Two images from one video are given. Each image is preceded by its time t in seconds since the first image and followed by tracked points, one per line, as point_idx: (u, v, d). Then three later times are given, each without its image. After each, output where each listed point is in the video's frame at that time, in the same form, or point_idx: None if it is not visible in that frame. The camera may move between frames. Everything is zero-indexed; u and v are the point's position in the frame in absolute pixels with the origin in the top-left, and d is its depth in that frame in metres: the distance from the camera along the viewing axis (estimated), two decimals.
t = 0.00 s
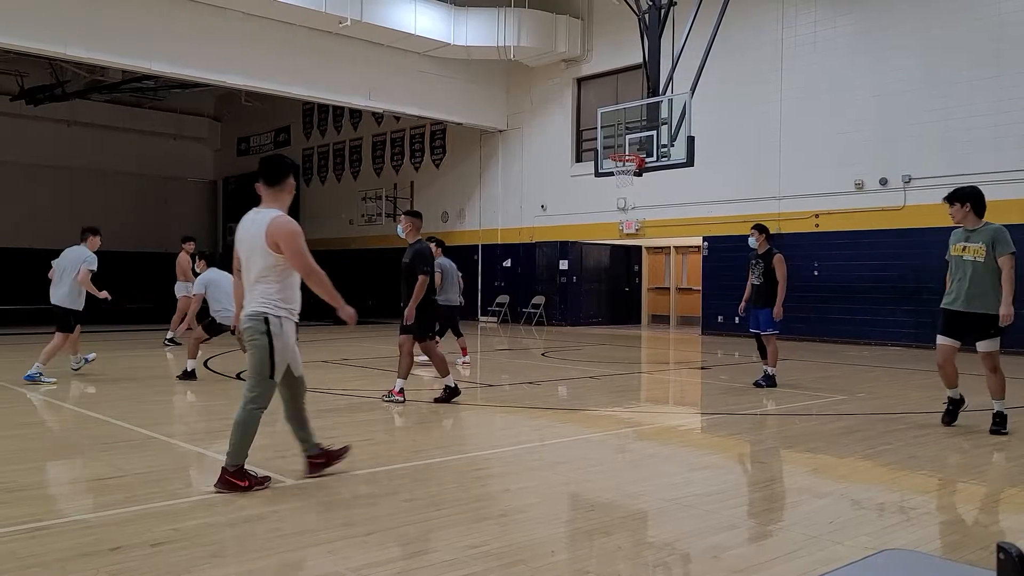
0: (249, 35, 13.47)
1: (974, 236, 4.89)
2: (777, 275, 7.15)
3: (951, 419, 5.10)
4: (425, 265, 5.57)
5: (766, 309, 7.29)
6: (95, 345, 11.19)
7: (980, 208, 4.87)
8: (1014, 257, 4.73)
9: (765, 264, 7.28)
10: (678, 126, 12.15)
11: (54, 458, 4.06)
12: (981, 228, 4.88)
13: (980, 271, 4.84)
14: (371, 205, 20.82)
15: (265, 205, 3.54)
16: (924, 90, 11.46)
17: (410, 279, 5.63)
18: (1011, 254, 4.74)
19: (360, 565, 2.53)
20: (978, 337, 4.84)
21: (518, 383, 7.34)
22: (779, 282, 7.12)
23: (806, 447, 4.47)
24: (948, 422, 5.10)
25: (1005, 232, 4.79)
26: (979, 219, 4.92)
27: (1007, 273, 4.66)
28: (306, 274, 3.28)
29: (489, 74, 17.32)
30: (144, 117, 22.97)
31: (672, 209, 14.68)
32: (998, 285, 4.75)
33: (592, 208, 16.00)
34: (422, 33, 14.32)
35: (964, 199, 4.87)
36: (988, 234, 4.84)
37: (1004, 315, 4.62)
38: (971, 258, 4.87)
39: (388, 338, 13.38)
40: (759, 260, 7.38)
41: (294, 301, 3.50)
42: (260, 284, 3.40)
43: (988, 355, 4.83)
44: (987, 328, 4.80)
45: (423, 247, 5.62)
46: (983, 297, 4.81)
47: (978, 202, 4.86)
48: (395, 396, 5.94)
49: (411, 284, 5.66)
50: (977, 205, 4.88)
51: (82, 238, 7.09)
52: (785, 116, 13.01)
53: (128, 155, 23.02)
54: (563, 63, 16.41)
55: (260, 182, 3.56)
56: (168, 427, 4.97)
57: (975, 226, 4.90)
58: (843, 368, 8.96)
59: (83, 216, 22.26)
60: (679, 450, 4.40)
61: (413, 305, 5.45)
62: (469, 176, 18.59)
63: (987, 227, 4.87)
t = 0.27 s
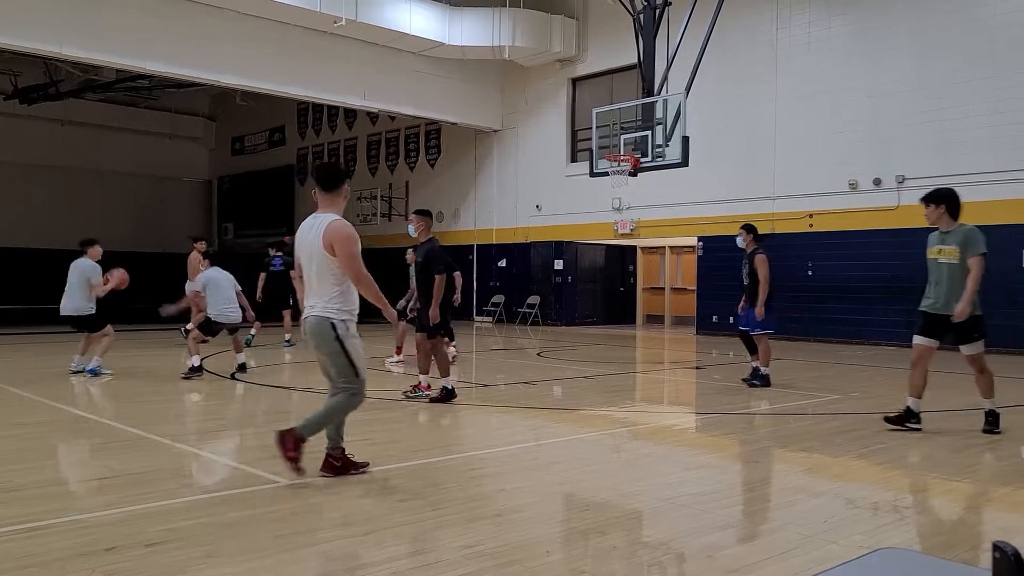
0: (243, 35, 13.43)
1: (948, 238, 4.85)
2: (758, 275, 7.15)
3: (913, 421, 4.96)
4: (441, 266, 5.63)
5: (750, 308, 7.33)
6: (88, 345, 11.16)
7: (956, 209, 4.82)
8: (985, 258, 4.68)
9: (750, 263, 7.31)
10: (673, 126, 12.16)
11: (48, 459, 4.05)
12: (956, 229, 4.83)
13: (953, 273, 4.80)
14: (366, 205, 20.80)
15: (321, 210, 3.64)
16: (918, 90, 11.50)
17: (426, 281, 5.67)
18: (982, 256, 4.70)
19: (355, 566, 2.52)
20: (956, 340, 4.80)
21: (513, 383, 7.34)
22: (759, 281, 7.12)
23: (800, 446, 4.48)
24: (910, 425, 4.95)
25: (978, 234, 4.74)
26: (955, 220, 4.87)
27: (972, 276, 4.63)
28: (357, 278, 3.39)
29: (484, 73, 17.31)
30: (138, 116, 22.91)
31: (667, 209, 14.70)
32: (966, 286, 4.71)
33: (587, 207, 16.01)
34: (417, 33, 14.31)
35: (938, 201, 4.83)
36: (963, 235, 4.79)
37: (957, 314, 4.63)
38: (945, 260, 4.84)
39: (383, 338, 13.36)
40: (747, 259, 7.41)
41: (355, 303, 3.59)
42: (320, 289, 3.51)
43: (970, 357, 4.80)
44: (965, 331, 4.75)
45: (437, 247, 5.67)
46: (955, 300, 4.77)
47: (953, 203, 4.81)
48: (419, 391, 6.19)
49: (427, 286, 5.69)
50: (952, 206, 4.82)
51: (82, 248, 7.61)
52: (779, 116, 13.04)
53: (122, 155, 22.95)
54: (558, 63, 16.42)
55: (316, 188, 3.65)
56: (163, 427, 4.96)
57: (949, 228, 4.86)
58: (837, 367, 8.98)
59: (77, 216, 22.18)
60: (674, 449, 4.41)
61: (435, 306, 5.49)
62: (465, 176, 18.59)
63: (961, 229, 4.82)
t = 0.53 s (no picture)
0: (231, 37, 13.37)
1: (899, 238, 4.80)
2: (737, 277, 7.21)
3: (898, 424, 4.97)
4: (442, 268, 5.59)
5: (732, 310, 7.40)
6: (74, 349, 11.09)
7: (907, 210, 4.78)
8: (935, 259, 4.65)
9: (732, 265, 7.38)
10: (662, 128, 12.18)
11: (34, 463, 4.02)
12: (907, 229, 4.80)
13: (903, 274, 4.76)
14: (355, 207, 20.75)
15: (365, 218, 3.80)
16: (904, 92, 11.58)
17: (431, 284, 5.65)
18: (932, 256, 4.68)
19: (343, 570, 2.51)
20: (907, 341, 4.75)
21: (503, 385, 7.33)
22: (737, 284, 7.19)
23: (789, 447, 4.49)
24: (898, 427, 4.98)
25: (929, 233, 4.71)
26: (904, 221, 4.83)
27: (927, 277, 4.61)
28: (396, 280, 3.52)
29: (473, 75, 17.31)
30: (125, 119, 22.80)
31: (656, 211, 14.73)
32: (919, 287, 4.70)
33: (577, 209, 16.04)
34: (407, 35, 14.29)
35: (890, 201, 4.78)
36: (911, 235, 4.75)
37: (911, 319, 4.62)
38: (895, 260, 4.79)
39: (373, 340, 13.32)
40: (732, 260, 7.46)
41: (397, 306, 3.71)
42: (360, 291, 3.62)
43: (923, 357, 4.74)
44: (916, 332, 4.71)
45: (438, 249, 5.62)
46: (908, 301, 4.74)
47: (904, 203, 4.77)
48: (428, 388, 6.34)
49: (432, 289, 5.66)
50: (903, 206, 4.79)
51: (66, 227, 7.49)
52: (767, 118, 13.09)
53: (109, 157, 22.83)
54: (547, 65, 16.43)
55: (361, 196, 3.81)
56: (151, 432, 4.93)
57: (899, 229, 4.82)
58: (826, 368, 9.01)
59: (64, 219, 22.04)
60: (663, 450, 4.41)
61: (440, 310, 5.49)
62: (454, 178, 18.59)
63: (911, 229, 4.79)
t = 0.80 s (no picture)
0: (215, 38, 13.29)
1: (855, 236, 4.84)
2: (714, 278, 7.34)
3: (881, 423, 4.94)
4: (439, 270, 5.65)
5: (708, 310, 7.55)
6: (56, 352, 10.99)
7: (865, 209, 4.83)
8: (889, 255, 4.67)
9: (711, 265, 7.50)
10: (648, 129, 12.20)
11: (16, 467, 3.98)
12: (863, 228, 4.83)
13: (861, 272, 4.80)
14: (341, 209, 20.68)
15: (390, 219, 3.90)
16: (887, 95, 11.68)
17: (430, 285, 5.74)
18: (887, 254, 4.68)
19: (329, 572, 2.50)
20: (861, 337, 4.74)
21: (490, 386, 7.33)
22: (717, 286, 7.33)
23: (773, 447, 4.51)
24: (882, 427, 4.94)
25: (883, 230, 4.73)
26: (864, 220, 4.88)
27: (881, 274, 4.62)
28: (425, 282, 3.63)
29: (459, 77, 17.30)
30: (108, 120, 22.62)
31: (642, 212, 14.76)
32: (877, 285, 4.71)
33: (562, 210, 16.06)
34: (392, 37, 14.26)
35: (848, 199, 4.84)
36: (866, 232, 4.78)
37: (872, 315, 4.65)
38: (851, 258, 4.83)
39: (358, 342, 13.28)
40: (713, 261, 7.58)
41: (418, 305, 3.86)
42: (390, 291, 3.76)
43: (858, 351, 4.72)
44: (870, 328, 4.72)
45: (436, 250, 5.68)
46: (863, 298, 4.76)
47: (863, 202, 4.82)
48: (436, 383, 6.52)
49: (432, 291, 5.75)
50: (862, 205, 4.84)
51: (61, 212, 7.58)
52: (751, 120, 13.15)
53: (91, 158, 22.65)
54: (532, 67, 16.45)
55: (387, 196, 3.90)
56: (135, 435, 4.89)
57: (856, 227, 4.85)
58: (810, 368, 9.07)
59: (45, 220, 21.84)
60: (650, 451, 4.43)
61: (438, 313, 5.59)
62: (440, 179, 18.57)
63: (866, 227, 4.81)
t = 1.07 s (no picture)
0: (194, 39, 13.19)
1: (801, 240, 4.78)
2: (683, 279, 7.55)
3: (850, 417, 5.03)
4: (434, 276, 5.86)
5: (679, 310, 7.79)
6: (33, 356, 10.86)
7: (810, 211, 4.76)
8: (831, 260, 4.62)
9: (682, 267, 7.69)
10: (629, 131, 12.24)
11: None
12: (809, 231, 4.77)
13: (808, 274, 4.78)
14: (323, 210, 20.58)
15: (384, 222, 3.90)
16: (866, 97, 11.79)
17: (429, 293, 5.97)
18: (829, 258, 4.63)
19: None
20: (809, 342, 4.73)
21: (473, 388, 7.32)
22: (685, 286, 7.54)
23: (754, 446, 4.54)
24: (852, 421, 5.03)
25: (826, 234, 4.66)
26: (811, 222, 4.80)
27: (823, 280, 4.58)
28: (421, 283, 3.65)
29: (441, 78, 17.29)
30: (86, 121, 22.40)
31: (625, 213, 14.80)
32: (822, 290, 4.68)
33: (545, 211, 16.08)
34: (373, 37, 14.22)
35: (797, 203, 4.78)
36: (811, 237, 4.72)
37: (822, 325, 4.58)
38: (800, 263, 4.79)
39: (340, 344, 13.22)
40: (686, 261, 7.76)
41: (416, 305, 3.86)
42: (386, 292, 3.76)
43: (803, 353, 4.72)
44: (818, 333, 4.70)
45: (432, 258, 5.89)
46: (810, 303, 4.73)
47: (808, 205, 4.75)
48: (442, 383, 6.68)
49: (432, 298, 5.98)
50: (808, 208, 4.76)
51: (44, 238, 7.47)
52: (733, 121, 13.23)
53: (69, 160, 22.42)
54: (515, 68, 16.46)
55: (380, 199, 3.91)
56: (114, 439, 4.84)
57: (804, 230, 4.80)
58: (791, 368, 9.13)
59: (22, 222, 21.59)
60: (633, 451, 4.44)
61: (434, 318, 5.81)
62: (422, 181, 18.53)
63: (812, 230, 4.75)
